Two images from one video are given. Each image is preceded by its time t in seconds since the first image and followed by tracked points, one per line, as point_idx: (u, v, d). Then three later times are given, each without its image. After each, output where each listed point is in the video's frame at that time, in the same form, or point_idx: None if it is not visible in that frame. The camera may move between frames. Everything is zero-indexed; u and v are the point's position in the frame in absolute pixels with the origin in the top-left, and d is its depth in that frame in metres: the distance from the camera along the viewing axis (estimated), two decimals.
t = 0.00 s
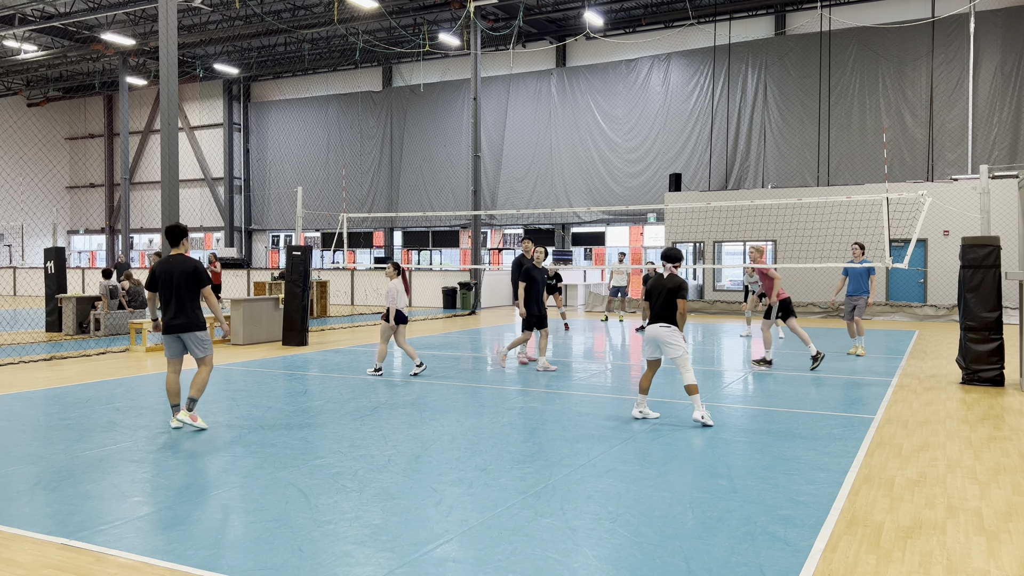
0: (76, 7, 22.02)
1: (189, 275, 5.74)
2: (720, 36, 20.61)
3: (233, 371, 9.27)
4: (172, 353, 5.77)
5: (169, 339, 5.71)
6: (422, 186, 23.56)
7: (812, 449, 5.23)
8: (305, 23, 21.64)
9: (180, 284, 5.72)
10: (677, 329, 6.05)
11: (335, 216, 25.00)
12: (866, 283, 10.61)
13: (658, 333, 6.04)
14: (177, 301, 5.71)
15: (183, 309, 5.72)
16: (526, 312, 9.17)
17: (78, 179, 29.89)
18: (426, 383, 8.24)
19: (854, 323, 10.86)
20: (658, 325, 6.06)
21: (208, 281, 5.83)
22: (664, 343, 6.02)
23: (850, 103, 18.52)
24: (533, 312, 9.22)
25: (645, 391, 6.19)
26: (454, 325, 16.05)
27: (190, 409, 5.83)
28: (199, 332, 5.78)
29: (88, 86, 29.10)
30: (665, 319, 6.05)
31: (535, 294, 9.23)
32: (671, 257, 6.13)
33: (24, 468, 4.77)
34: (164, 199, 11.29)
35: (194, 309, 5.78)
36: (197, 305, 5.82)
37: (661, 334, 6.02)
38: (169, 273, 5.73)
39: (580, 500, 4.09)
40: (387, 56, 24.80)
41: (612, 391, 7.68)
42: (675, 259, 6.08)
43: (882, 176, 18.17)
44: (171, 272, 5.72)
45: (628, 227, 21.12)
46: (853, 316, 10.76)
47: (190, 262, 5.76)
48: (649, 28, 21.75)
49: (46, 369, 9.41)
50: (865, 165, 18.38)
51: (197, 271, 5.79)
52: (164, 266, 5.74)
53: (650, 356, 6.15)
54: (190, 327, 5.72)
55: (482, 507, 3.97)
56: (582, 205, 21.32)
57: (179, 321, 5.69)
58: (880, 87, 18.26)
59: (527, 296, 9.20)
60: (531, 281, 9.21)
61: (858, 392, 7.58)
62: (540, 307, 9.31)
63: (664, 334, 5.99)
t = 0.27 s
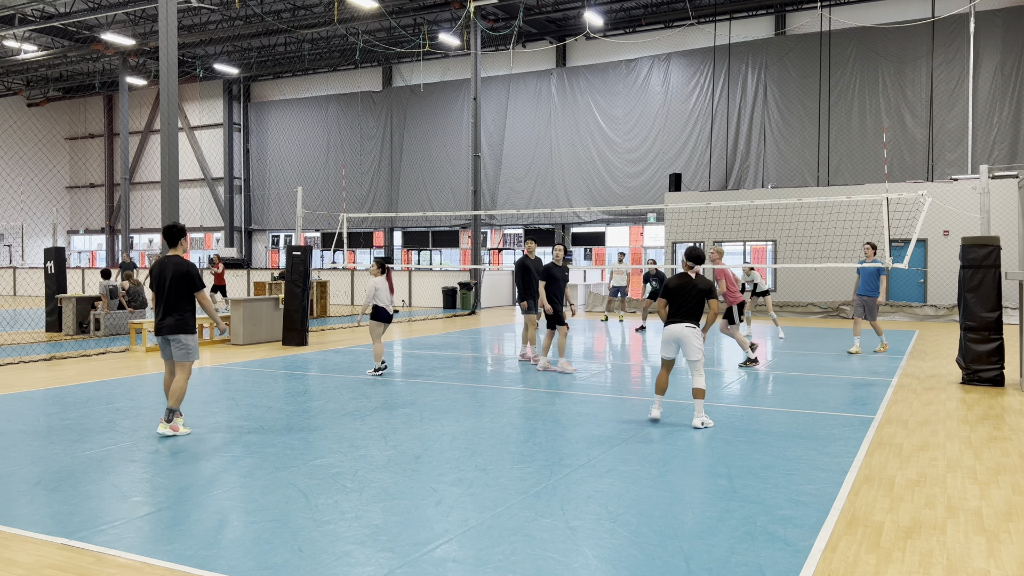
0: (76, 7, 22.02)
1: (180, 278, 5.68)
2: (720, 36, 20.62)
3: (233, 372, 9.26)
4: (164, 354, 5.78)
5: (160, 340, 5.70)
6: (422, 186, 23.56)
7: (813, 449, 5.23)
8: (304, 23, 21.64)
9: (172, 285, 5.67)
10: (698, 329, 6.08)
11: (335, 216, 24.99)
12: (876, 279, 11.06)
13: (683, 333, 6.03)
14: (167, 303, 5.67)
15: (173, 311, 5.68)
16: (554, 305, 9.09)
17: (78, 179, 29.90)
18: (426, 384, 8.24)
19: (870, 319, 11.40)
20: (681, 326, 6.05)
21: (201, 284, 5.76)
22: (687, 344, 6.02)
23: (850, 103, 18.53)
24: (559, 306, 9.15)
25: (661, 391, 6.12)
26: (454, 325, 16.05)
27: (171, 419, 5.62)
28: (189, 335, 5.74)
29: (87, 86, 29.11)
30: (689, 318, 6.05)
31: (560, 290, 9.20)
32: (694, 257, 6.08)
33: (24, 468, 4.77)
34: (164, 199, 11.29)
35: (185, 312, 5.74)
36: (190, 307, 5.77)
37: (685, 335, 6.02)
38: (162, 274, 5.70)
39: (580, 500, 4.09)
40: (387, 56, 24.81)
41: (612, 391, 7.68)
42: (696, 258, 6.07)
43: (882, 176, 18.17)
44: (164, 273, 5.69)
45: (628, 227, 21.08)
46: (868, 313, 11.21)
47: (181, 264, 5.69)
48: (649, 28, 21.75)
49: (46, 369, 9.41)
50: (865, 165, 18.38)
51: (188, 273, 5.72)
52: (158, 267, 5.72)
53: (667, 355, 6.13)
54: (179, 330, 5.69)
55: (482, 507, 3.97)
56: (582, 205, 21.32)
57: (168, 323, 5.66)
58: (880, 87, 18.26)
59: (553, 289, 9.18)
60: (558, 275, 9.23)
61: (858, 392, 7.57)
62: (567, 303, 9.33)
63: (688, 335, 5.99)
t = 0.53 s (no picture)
0: (76, 7, 22.03)
1: (172, 278, 5.63)
2: (720, 36, 20.63)
3: (233, 371, 9.26)
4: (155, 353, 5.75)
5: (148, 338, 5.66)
6: (423, 186, 23.57)
7: (813, 449, 5.23)
8: (304, 23, 21.65)
9: (163, 285, 5.63)
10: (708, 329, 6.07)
11: (335, 216, 24.98)
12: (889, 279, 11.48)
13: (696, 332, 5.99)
14: (157, 302, 5.63)
15: (162, 310, 5.62)
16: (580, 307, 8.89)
17: (78, 179, 29.92)
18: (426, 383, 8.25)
19: (880, 317, 11.88)
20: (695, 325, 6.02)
21: (190, 284, 5.66)
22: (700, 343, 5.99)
23: (850, 103, 18.53)
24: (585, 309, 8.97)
25: (673, 395, 6.01)
26: (454, 325, 16.05)
27: (167, 422, 5.61)
28: (177, 336, 5.67)
29: (87, 86, 29.12)
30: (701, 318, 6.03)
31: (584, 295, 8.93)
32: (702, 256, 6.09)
33: (24, 468, 4.77)
34: (165, 199, 11.29)
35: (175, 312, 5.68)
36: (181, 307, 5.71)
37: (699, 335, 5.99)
38: (155, 272, 5.68)
39: (580, 500, 4.09)
40: (387, 56, 24.81)
41: (612, 391, 7.68)
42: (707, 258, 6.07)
43: (882, 176, 18.17)
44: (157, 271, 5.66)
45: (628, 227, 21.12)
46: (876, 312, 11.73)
47: (173, 264, 5.64)
48: (649, 28, 21.75)
49: (45, 369, 9.40)
50: (865, 165, 18.38)
51: (179, 273, 5.65)
52: (153, 265, 5.71)
53: (676, 354, 6.06)
54: (166, 330, 5.63)
55: (482, 507, 3.97)
56: (582, 205, 21.32)
57: (156, 322, 5.62)
58: (880, 87, 18.26)
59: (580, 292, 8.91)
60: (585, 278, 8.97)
61: (858, 392, 7.57)
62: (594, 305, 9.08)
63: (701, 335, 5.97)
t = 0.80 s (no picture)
0: (76, 7, 22.02)
1: (167, 278, 5.65)
2: (720, 36, 20.63)
3: (233, 371, 9.26)
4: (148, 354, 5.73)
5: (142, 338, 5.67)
6: (422, 186, 23.57)
7: (813, 450, 5.23)
8: (304, 23, 21.64)
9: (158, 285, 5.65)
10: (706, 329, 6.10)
11: (335, 216, 24.99)
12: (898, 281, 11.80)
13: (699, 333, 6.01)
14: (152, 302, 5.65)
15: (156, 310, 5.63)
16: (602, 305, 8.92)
17: (78, 179, 29.91)
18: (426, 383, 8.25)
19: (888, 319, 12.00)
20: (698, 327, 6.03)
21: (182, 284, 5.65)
22: (702, 344, 6.02)
23: (850, 103, 18.52)
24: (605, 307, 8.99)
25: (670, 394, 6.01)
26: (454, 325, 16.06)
27: (167, 423, 5.60)
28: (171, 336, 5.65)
29: (88, 86, 29.12)
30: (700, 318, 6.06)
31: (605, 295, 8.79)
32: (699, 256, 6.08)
33: (24, 468, 4.77)
34: (165, 199, 11.29)
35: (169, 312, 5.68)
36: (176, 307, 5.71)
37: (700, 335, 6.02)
38: (150, 273, 5.70)
39: (580, 500, 4.09)
40: (387, 56, 24.82)
41: (611, 391, 7.68)
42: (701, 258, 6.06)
43: (882, 176, 18.17)
44: (152, 271, 5.68)
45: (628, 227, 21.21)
46: (884, 312, 12.17)
47: (167, 263, 5.65)
48: (649, 28, 21.75)
49: (45, 369, 9.40)
50: (864, 165, 18.38)
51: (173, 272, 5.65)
52: (149, 265, 5.73)
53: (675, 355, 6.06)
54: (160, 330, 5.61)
55: (483, 507, 3.97)
56: (582, 204, 21.32)
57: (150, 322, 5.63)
58: (880, 87, 18.26)
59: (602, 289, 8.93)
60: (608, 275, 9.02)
61: (858, 392, 7.57)
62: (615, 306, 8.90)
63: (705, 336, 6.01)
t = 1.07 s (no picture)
0: (76, 7, 22.01)
1: (162, 279, 5.64)
2: (720, 36, 20.63)
3: (233, 371, 9.26)
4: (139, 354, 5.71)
5: (134, 338, 5.66)
6: (422, 186, 23.57)
7: (813, 450, 5.23)
8: (304, 23, 21.65)
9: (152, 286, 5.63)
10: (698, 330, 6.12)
11: (335, 216, 24.98)
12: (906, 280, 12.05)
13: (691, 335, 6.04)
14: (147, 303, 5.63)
15: (152, 311, 5.64)
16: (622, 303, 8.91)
17: (78, 179, 29.91)
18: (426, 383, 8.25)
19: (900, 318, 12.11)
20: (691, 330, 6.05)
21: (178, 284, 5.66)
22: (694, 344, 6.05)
23: (850, 103, 18.52)
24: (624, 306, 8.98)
25: (664, 396, 6.00)
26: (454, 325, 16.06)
27: (169, 420, 5.63)
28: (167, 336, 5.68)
29: (87, 86, 29.11)
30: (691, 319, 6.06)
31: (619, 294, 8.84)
32: (682, 257, 6.12)
33: (24, 468, 4.77)
34: (165, 199, 11.29)
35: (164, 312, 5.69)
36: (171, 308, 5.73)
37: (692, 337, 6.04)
38: (143, 273, 5.65)
39: (580, 500, 4.09)
40: (387, 56, 24.81)
41: (610, 391, 7.68)
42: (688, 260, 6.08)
43: (882, 176, 18.17)
44: (145, 271, 5.65)
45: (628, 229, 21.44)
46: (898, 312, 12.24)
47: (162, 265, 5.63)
48: (649, 28, 21.75)
49: (45, 369, 9.40)
50: (864, 165, 18.38)
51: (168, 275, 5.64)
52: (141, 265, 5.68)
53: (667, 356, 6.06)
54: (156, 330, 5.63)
55: (482, 507, 3.97)
56: (582, 204, 21.31)
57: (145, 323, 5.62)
58: (880, 87, 18.26)
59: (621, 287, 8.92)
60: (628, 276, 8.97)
61: (858, 392, 7.57)
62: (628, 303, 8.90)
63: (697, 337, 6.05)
